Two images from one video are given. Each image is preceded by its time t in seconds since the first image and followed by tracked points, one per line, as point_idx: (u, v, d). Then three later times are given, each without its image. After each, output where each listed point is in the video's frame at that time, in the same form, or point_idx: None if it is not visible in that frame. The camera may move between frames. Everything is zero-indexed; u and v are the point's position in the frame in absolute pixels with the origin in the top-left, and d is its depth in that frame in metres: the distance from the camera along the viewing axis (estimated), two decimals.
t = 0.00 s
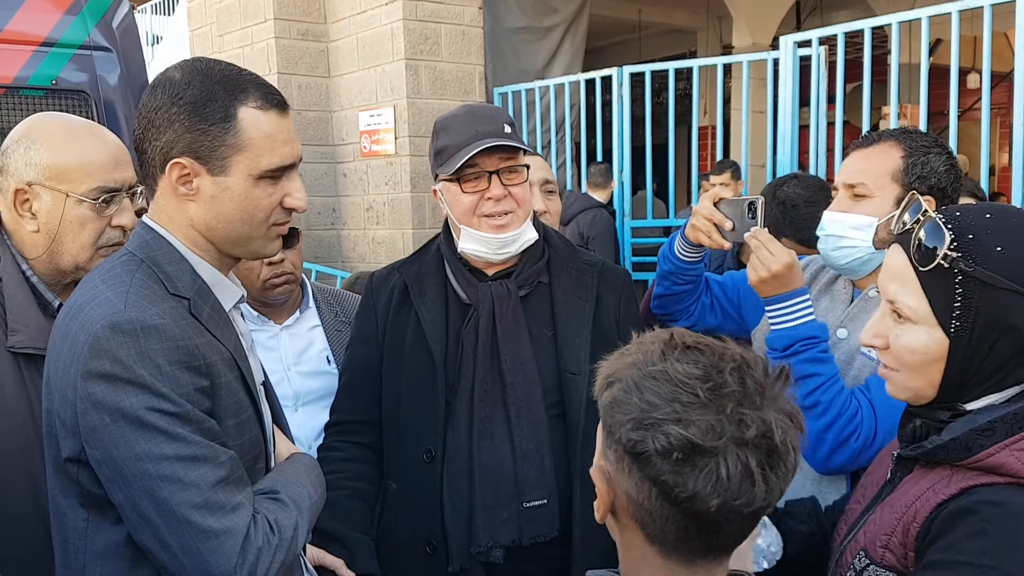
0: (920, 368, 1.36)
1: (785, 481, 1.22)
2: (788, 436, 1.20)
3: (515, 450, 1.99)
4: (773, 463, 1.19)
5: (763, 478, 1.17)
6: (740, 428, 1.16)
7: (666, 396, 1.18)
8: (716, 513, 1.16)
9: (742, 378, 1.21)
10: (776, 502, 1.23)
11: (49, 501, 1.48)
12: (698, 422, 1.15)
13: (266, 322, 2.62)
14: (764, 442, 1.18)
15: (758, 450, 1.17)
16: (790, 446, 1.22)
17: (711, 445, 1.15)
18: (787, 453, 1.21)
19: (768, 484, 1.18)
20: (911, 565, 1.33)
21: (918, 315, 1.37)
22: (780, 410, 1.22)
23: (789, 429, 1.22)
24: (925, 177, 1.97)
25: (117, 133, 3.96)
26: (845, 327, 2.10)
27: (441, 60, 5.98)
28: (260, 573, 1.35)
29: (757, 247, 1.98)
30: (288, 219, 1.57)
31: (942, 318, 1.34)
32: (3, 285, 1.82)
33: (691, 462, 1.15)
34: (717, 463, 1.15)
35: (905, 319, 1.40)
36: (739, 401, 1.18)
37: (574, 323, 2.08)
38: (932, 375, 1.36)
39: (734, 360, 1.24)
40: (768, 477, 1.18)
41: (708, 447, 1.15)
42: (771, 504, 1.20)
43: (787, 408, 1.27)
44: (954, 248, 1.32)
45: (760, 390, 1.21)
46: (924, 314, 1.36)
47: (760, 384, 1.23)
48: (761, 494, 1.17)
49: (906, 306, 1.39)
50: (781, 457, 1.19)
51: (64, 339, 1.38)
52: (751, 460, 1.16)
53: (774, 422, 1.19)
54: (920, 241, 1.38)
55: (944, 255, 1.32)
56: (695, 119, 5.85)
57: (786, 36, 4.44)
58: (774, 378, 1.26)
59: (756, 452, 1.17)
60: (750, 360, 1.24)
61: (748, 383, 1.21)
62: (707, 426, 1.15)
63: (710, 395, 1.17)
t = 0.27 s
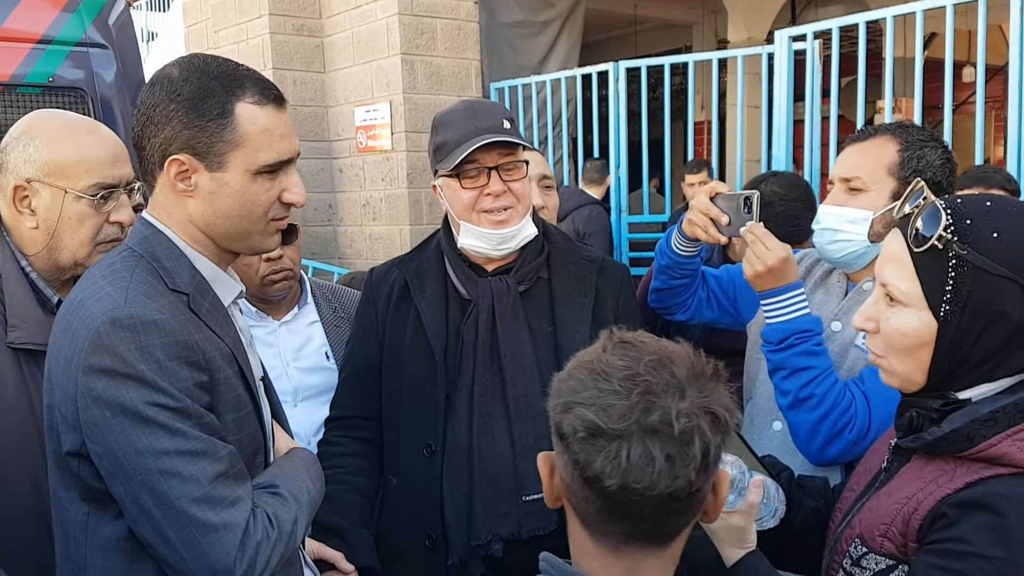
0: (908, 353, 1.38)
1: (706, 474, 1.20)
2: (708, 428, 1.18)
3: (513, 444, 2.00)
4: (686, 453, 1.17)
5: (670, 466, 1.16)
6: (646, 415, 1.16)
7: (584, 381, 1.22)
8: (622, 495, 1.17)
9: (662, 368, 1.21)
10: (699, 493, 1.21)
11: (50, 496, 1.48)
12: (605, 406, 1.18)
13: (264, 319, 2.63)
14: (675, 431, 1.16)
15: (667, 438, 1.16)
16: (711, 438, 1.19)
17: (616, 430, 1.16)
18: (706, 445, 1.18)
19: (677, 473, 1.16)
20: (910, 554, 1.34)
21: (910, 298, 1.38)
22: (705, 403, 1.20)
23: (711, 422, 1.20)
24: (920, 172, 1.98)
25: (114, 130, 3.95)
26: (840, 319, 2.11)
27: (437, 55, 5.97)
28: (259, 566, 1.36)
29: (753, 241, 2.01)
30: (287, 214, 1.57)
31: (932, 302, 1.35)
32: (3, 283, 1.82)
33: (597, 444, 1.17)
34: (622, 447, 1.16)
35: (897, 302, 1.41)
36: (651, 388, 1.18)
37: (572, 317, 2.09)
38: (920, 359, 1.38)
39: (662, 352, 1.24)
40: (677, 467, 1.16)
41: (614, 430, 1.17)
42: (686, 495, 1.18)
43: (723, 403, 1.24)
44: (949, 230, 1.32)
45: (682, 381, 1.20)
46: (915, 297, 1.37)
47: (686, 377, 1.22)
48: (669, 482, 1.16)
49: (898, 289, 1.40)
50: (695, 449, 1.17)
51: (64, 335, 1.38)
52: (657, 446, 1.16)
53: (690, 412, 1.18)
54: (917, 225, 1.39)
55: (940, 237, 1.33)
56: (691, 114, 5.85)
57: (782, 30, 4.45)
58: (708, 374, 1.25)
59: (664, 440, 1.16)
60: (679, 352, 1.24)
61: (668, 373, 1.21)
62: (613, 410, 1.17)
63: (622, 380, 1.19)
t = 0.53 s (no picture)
0: (904, 366, 1.36)
1: (611, 482, 1.19)
2: (609, 436, 1.18)
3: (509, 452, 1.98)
4: (582, 461, 1.17)
5: (570, 474, 1.17)
6: (545, 422, 1.18)
7: (496, 392, 1.25)
8: (527, 502, 1.19)
9: (566, 378, 1.22)
10: (610, 501, 1.21)
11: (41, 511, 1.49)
12: (508, 415, 1.20)
13: (263, 326, 2.62)
14: (570, 439, 1.17)
15: (565, 446, 1.17)
16: (615, 446, 1.19)
17: (516, 437, 1.19)
18: (609, 453, 1.18)
19: (576, 480, 1.17)
20: (906, 569, 1.31)
21: (902, 311, 1.36)
22: (609, 411, 1.20)
23: (614, 429, 1.20)
24: (917, 174, 1.97)
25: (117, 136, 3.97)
26: (839, 323, 2.08)
27: (441, 57, 5.96)
28: None
29: (748, 247, 2.00)
30: (277, 227, 1.56)
31: (925, 314, 1.33)
32: None
33: (501, 452, 1.20)
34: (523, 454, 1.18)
35: (890, 315, 1.39)
36: (552, 397, 1.20)
37: (569, 324, 2.06)
38: (917, 374, 1.36)
39: (574, 363, 1.25)
40: (576, 474, 1.17)
41: (515, 439, 1.19)
42: (589, 502, 1.18)
43: (634, 411, 1.24)
44: (937, 242, 1.31)
45: (586, 390, 1.21)
46: (906, 310, 1.35)
47: (592, 386, 1.22)
48: (568, 488, 1.17)
49: (891, 302, 1.38)
50: (593, 456, 1.17)
51: (51, 351, 1.38)
52: (555, 453, 1.17)
53: (590, 420, 1.18)
54: (907, 233, 1.37)
55: (928, 250, 1.31)
56: (696, 113, 5.82)
57: (786, 29, 4.41)
58: (618, 383, 1.25)
59: (562, 447, 1.17)
60: (589, 363, 1.25)
61: (571, 383, 1.22)
62: (514, 420, 1.19)
63: (526, 391, 1.21)
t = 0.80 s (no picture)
0: (902, 361, 1.32)
1: (565, 464, 1.19)
2: (561, 418, 1.18)
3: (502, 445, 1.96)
4: (534, 443, 1.17)
5: (524, 455, 1.17)
6: (498, 405, 1.18)
7: (452, 380, 1.26)
8: (484, 486, 1.19)
9: (518, 362, 1.23)
10: (566, 484, 1.20)
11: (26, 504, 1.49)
12: (462, 401, 1.21)
13: (261, 318, 2.60)
14: (520, 421, 1.17)
15: (517, 428, 1.17)
16: (568, 428, 1.19)
17: (471, 422, 1.20)
18: (563, 435, 1.18)
19: (528, 462, 1.17)
20: (897, 563, 1.28)
21: (898, 304, 1.32)
22: (561, 394, 1.20)
23: (567, 412, 1.20)
24: (916, 162, 1.92)
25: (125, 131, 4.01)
26: (838, 315, 2.04)
27: (451, 48, 5.91)
28: None
29: (743, 237, 1.96)
30: (263, 213, 1.55)
31: (923, 305, 1.29)
32: None
33: (457, 437, 1.21)
34: (477, 438, 1.19)
35: (887, 309, 1.34)
36: (504, 381, 1.21)
37: (567, 318, 1.96)
38: (916, 367, 1.32)
39: (527, 348, 1.26)
40: (528, 456, 1.17)
41: (469, 423, 1.20)
42: (544, 484, 1.18)
43: (589, 394, 1.24)
44: (934, 231, 1.27)
45: (539, 374, 1.21)
46: (903, 303, 1.31)
47: (546, 370, 1.23)
48: (522, 470, 1.17)
49: (886, 296, 1.34)
50: (544, 438, 1.17)
51: (31, 343, 1.38)
52: (508, 436, 1.17)
53: (542, 402, 1.19)
54: (901, 220, 1.33)
55: (925, 240, 1.27)
56: (707, 103, 5.75)
57: (798, 16, 4.32)
58: (572, 366, 1.26)
59: (514, 429, 1.17)
60: (541, 347, 1.26)
61: (522, 368, 1.23)
62: (468, 405, 1.20)
63: (479, 376, 1.23)
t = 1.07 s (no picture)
0: (888, 345, 1.31)
1: (551, 455, 1.18)
2: (548, 408, 1.18)
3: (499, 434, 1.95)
4: (520, 432, 1.17)
5: (508, 446, 1.16)
6: (483, 395, 1.18)
7: (440, 369, 1.26)
8: (470, 476, 1.19)
9: (505, 352, 1.23)
10: (552, 474, 1.20)
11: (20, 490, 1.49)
12: (449, 390, 1.21)
13: (260, 306, 2.59)
14: (506, 411, 1.17)
15: (503, 418, 1.17)
16: (554, 418, 1.18)
17: (456, 412, 1.19)
18: (550, 426, 1.18)
19: (514, 452, 1.16)
20: (889, 552, 1.28)
21: (886, 287, 1.31)
22: (548, 384, 1.20)
23: (553, 402, 1.19)
24: (917, 150, 1.90)
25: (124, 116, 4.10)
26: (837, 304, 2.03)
27: (454, 36, 5.87)
28: (221, 563, 1.34)
29: (742, 225, 1.93)
30: (254, 194, 1.54)
31: (909, 288, 1.28)
32: None
33: (443, 427, 1.20)
34: (464, 428, 1.19)
35: (875, 293, 1.33)
36: (491, 370, 1.21)
37: (566, 309, 1.93)
38: (903, 352, 1.30)
39: (515, 338, 1.26)
40: (513, 446, 1.16)
41: (455, 413, 1.19)
42: (530, 475, 1.17)
43: (576, 384, 1.24)
44: (922, 214, 1.26)
45: (526, 364, 1.21)
46: (891, 285, 1.30)
47: (533, 360, 1.23)
48: (507, 460, 1.16)
49: (875, 278, 1.33)
50: (530, 428, 1.16)
51: (22, 329, 1.37)
52: (494, 426, 1.17)
53: (528, 392, 1.18)
54: (892, 207, 1.32)
55: (912, 222, 1.27)
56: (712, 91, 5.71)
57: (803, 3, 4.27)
58: (560, 357, 1.26)
59: (500, 419, 1.17)
60: (529, 337, 1.25)
61: (510, 358, 1.22)
62: (455, 394, 1.20)
63: (467, 365, 1.22)
